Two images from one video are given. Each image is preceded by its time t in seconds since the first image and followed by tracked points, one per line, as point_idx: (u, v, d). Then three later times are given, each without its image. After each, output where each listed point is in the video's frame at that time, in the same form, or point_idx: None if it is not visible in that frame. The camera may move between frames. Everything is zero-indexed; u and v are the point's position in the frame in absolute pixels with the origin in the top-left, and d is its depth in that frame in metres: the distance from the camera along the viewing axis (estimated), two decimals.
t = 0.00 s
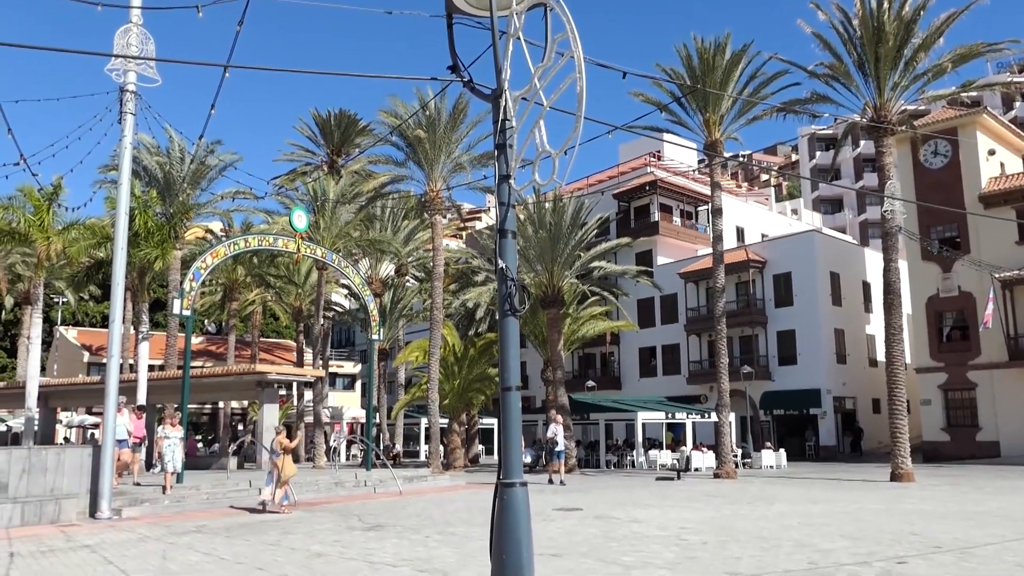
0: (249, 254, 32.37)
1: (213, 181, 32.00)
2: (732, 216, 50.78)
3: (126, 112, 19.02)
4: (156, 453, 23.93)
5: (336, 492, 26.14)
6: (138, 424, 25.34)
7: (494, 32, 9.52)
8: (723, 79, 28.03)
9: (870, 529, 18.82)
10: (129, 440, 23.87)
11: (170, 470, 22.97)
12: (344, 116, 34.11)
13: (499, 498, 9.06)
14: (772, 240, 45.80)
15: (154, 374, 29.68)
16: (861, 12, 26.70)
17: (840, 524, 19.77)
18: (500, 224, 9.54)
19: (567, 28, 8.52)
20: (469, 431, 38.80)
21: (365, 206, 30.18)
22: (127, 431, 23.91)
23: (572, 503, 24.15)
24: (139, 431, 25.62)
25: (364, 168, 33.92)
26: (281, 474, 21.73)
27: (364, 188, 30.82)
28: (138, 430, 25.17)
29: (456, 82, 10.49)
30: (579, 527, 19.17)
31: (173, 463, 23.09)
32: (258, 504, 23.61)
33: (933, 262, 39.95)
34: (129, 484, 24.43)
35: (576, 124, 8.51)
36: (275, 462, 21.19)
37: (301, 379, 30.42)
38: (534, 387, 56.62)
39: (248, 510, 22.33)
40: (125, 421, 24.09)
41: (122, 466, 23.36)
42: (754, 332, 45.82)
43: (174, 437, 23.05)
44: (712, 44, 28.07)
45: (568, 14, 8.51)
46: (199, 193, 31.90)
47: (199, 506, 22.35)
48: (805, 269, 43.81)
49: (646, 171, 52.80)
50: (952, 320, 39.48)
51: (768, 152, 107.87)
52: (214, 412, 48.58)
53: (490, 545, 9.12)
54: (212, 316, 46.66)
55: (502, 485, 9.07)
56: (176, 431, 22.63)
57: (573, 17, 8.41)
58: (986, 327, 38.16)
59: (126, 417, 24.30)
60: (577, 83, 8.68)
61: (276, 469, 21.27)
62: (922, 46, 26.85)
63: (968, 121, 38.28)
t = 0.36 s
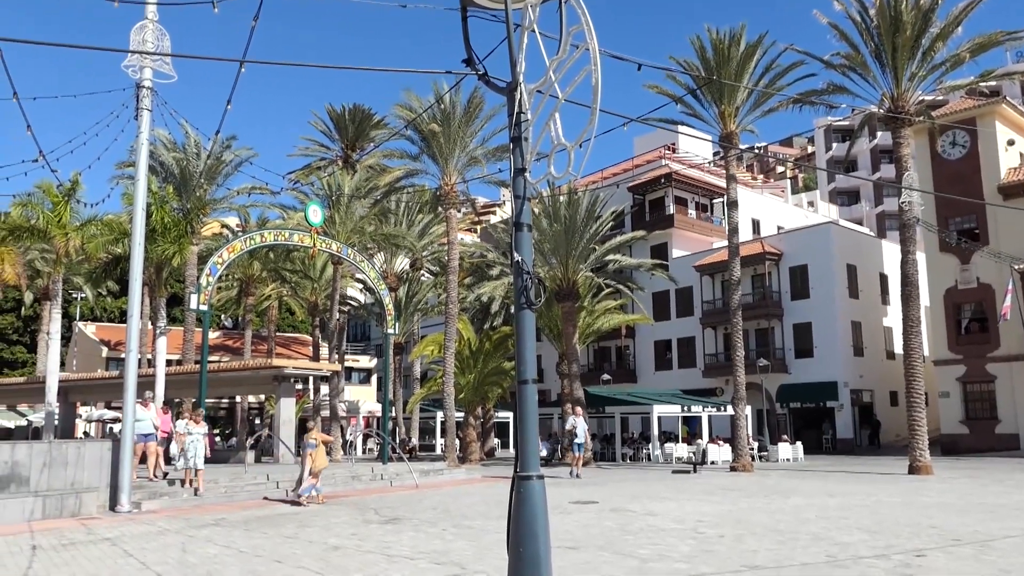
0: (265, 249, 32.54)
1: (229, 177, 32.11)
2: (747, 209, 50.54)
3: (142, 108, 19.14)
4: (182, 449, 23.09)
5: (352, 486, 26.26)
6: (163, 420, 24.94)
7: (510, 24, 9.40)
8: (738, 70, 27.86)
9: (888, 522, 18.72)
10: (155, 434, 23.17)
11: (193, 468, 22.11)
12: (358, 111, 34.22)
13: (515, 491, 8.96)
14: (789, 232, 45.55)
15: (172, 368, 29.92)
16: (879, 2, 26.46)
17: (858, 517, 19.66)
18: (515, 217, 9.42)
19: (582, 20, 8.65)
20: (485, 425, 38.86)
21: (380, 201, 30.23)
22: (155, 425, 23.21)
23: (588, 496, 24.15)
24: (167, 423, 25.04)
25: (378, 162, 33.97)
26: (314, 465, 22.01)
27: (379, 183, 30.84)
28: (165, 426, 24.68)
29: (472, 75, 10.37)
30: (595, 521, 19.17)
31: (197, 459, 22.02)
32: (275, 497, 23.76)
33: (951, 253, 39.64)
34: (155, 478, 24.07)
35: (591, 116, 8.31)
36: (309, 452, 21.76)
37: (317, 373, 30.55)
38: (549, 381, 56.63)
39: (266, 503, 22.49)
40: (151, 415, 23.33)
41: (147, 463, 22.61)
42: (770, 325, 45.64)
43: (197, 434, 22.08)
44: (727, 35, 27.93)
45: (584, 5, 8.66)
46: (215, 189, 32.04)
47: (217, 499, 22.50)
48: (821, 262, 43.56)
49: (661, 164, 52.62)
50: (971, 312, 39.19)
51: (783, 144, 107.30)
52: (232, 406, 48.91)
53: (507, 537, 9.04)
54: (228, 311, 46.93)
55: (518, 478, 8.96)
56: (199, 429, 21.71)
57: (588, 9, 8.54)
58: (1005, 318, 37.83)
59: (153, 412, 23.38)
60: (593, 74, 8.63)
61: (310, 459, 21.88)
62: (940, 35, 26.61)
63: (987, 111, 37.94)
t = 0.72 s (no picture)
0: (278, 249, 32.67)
1: (242, 176, 32.23)
2: (760, 207, 50.38)
3: (155, 108, 19.22)
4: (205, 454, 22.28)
5: (365, 484, 26.32)
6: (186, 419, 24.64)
7: (521, 22, 9.31)
8: (751, 67, 27.76)
9: (903, 521, 18.63)
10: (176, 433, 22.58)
11: (213, 472, 22.06)
12: (370, 111, 34.30)
13: (528, 489, 8.88)
14: (802, 229, 45.33)
15: (187, 367, 30.05)
16: None
17: (873, 517, 19.56)
18: (528, 215, 9.35)
19: (594, 18, 8.49)
20: (497, 423, 38.88)
21: (392, 200, 30.26)
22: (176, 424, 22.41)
23: (601, 495, 24.14)
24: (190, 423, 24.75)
25: (390, 161, 34.02)
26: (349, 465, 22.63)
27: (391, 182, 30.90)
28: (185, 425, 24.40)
29: (483, 73, 10.24)
30: (607, 519, 19.15)
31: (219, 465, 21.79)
32: (289, 495, 23.85)
33: (967, 251, 39.37)
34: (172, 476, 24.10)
35: (604, 115, 8.22)
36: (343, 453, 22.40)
37: (330, 371, 30.64)
38: (561, 379, 56.63)
39: (280, 501, 22.60)
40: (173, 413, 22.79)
41: (163, 462, 21.94)
42: (783, 323, 45.48)
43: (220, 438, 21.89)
44: (739, 32, 27.82)
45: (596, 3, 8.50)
46: (228, 189, 32.17)
47: (232, 497, 22.62)
48: (835, 260, 43.33)
49: (673, 162, 52.51)
50: (986, 309, 38.92)
51: (796, 141, 106.83)
52: (245, 405, 49.14)
53: (520, 536, 9.00)
54: (242, 310, 47.12)
55: (531, 476, 8.89)
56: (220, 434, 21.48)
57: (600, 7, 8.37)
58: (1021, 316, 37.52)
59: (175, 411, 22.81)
60: (606, 72, 8.44)
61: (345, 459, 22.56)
62: (955, 31, 26.42)
63: (1002, 107, 37.75)
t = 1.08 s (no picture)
0: (297, 248, 32.85)
1: (260, 176, 32.43)
2: (778, 204, 50.12)
3: (175, 109, 19.38)
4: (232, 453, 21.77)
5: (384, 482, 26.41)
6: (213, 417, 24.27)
7: (538, 20, 9.27)
8: (768, 64, 27.65)
9: (924, 520, 18.47)
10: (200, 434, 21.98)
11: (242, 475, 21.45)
12: (386, 110, 34.44)
13: (547, 487, 8.84)
14: (821, 227, 45.05)
15: (206, 366, 30.25)
16: None
17: (894, 516, 19.40)
18: (545, 213, 9.24)
19: (612, 15, 8.38)
20: (514, 422, 38.90)
21: (409, 198, 30.29)
22: (200, 425, 21.67)
23: (618, 493, 24.10)
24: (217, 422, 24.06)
25: (406, 160, 34.12)
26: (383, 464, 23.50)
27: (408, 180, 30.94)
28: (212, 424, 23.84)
29: (500, 71, 10.18)
30: (625, 518, 19.10)
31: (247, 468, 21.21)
32: (308, 493, 23.95)
33: (988, 248, 38.98)
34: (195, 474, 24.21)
35: (622, 112, 8.13)
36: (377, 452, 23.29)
37: (347, 370, 30.74)
38: (578, 377, 56.60)
39: (299, 499, 22.72)
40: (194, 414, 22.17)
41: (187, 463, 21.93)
42: (802, 321, 45.25)
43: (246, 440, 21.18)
44: (757, 29, 27.68)
45: None
46: (247, 188, 32.38)
47: (251, 495, 22.76)
48: (854, 257, 43.03)
49: (690, 160, 52.34)
50: (1008, 307, 38.49)
51: (814, 138, 106.17)
52: (263, 404, 49.45)
53: (540, 533, 8.96)
54: (260, 309, 47.39)
55: (549, 475, 8.84)
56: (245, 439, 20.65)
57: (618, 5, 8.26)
58: None
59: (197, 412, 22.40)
60: (624, 69, 8.40)
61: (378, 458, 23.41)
62: (975, 26, 26.17)
63: None
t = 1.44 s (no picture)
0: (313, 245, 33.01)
1: (276, 173, 32.61)
2: (795, 199, 49.85)
3: (192, 107, 19.51)
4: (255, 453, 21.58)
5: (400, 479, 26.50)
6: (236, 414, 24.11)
7: (554, 16, 9.24)
8: (785, 59, 27.44)
9: (943, 518, 18.33)
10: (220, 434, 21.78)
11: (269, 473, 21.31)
12: (402, 107, 34.52)
13: (563, 484, 8.80)
14: (838, 222, 44.78)
15: (223, 363, 30.46)
16: None
17: (913, 513, 19.28)
18: (562, 208, 9.21)
19: (629, 11, 8.35)
20: (530, 418, 38.93)
21: (424, 195, 30.30)
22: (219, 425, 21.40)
23: (635, 490, 24.09)
24: (241, 418, 23.44)
25: (421, 157, 34.15)
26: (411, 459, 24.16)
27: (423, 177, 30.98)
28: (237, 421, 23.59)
29: (517, 68, 10.21)
30: (642, 514, 19.10)
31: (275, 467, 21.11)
32: (325, 489, 24.07)
33: (1008, 243, 38.60)
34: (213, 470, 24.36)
35: (638, 107, 8.10)
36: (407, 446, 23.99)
37: (364, 367, 30.85)
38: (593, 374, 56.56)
39: (317, 495, 22.83)
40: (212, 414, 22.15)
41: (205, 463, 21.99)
42: (819, 317, 45.04)
43: (270, 439, 21.02)
44: (773, 24, 27.53)
45: None
46: (263, 186, 32.55)
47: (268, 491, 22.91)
48: (871, 253, 42.76)
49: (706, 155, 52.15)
50: None
51: (831, 133, 105.47)
52: (280, 400, 49.73)
53: (556, 529, 8.94)
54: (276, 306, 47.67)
55: (566, 471, 8.80)
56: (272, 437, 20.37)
57: None
58: None
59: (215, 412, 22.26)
60: (639, 64, 8.29)
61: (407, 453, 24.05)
62: (995, 18, 25.87)
63: None
